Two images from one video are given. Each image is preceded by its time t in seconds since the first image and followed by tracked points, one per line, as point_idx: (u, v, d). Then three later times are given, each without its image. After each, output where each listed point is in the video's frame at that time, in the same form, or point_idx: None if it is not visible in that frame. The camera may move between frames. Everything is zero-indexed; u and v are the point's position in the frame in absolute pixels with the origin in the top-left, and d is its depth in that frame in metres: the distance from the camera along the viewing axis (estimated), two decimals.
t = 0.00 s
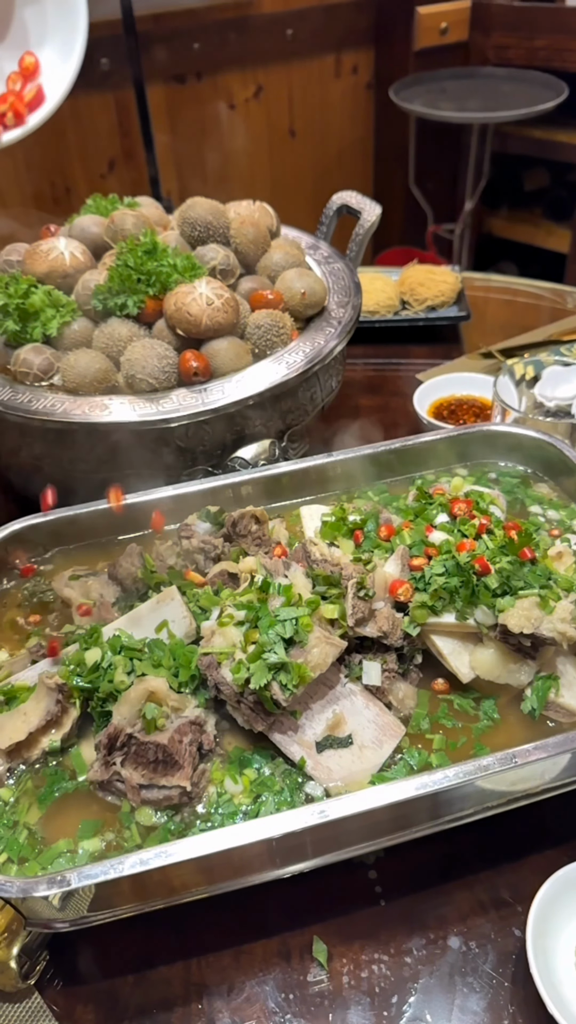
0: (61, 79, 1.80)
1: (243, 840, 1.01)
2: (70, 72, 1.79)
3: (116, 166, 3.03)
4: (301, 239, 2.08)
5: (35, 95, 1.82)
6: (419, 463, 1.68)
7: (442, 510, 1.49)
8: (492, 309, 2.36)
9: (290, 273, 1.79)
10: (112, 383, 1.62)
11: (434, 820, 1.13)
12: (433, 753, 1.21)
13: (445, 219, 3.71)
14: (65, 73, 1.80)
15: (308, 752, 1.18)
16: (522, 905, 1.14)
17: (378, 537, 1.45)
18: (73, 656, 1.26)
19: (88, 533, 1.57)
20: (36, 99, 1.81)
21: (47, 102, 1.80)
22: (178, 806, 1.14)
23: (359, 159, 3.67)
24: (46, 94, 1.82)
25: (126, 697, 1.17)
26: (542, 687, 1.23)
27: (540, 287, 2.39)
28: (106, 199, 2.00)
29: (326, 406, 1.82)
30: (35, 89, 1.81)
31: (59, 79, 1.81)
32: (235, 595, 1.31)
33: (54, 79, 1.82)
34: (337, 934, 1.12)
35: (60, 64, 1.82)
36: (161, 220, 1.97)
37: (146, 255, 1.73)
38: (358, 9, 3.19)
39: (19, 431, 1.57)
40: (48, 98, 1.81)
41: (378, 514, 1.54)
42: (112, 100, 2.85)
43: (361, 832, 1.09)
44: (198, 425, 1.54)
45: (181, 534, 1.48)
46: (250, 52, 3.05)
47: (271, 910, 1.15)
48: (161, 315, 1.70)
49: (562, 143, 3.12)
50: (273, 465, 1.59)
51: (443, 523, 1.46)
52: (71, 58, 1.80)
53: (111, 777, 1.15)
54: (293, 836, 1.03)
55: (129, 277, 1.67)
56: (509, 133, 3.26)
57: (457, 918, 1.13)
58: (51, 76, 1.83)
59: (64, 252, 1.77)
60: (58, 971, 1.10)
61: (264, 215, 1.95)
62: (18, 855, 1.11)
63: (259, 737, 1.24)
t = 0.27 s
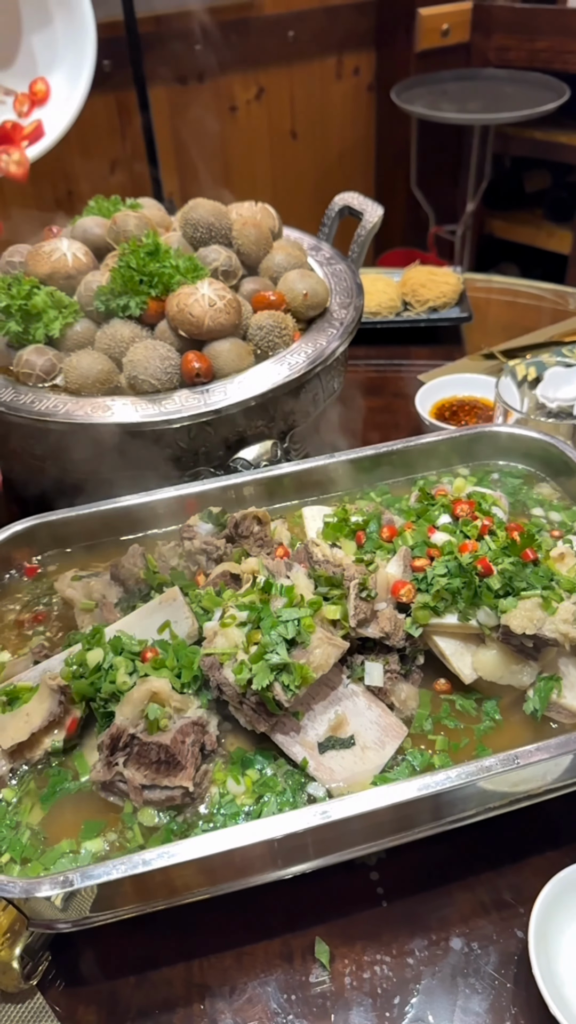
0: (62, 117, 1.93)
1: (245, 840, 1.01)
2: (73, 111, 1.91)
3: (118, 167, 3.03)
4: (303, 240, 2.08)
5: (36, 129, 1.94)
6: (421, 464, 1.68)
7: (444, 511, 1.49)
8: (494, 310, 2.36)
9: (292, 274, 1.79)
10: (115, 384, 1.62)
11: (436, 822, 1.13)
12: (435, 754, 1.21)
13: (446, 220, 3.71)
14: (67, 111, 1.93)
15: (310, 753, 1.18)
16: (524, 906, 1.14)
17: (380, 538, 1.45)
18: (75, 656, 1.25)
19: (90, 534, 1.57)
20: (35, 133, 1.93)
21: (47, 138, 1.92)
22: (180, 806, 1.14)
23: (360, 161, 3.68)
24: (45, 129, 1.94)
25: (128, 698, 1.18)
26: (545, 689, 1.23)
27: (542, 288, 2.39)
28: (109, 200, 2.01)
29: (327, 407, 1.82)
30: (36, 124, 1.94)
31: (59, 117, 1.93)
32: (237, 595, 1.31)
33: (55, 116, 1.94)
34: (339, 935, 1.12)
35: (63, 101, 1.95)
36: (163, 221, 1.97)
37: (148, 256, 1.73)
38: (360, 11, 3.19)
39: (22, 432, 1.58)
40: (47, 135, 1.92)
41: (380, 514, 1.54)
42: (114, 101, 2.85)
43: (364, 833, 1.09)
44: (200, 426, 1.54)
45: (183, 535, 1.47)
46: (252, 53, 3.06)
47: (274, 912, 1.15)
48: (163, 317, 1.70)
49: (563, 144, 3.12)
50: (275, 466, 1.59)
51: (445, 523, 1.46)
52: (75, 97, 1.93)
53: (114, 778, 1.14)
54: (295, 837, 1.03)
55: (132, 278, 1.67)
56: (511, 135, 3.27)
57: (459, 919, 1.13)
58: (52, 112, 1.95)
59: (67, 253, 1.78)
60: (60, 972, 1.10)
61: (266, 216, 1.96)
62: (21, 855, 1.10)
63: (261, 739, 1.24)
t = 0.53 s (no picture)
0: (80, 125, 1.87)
1: (248, 840, 1.01)
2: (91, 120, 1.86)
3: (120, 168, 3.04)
4: (306, 241, 2.08)
5: (52, 138, 1.87)
6: (424, 465, 1.68)
7: (447, 512, 1.49)
8: (495, 311, 2.36)
9: (294, 275, 1.80)
10: (117, 384, 1.63)
11: (438, 822, 1.13)
12: (438, 754, 1.21)
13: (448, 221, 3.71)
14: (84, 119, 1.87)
15: (313, 753, 1.19)
16: (526, 906, 1.14)
17: (383, 539, 1.45)
18: (78, 656, 1.26)
19: (93, 534, 1.57)
20: (52, 141, 1.87)
21: (62, 146, 1.86)
22: (183, 806, 1.14)
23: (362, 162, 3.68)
24: (61, 138, 1.88)
25: (131, 699, 1.18)
26: (547, 690, 1.23)
27: (544, 289, 2.39)
28: (111, 200, 2.01)
29: (330, 408, 1.82)
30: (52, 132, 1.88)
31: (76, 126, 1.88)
32: (239, 596, 1.31)
33: (72, 124, 1.89)
34: (342, 935, 1.12)
35: (80, 110, 1.89)
36: (166, 222, 1.98)
37: (151, 257, 1.73)
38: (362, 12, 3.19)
39: (25, 432, 1.58)
40: (63, 143, 1.86)
41: (382, 515, 1.54)
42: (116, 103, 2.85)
43: (367, 833, 1.09)
44: (202, 427, 1.54)
45: (185, 535, 1.47)
46: (254, 54, 3.06)
47: (276, 912, 1.15)
48: (166, 317, 1.71)
49: (566, 144, 3.12)
50: (277, 467, 1.59)
51: (447, 524, 1.46)
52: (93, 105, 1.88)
53: (116, 778, 1.15)
54: (298, 837, 1.03)
55: (134, 279, 1.67)
56: (513, 136, 3.27)
57: (461, 919, 1.13)
58: (69, 120, 1.89)
59: (69, 253, 1.78)
60: (63, 972, 1.10)
61: (268, 217, 1.96)
62: (24, 855, 1.11)
63: (264, 739, 1.24)
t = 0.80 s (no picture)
0: (111, 140, 1.93)
1: (250, 840, 1.01)
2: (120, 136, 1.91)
3: (121, 170, 3.02)
4: (308, 242, 2.09)
5: (85, 152, 1.94)
6: (425, 466, 1.68)
7: (449, 512, 1.49)
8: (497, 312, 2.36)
9: (296, 275, 1.80)
10: (119, 385, 1.63)
11: (440, 823, 1.13)
12: (440, 755, 1.21)
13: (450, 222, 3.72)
14: (115, 136, 1.93)
15: (315, 754, 1.18)
16: (528, 906, 1.13)
17: (385, 540, 1.45)
18: (80, 656, 1.25)
19: (95, 535, 1.57)
20: (85, 156, 1.93)
21: (95, 162, 1.92)
22: (185, 807, 1.14)
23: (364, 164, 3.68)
24: (95, 152, 1.94)
25: (133, 699, 1.18)
26: (549, 690, 1.23)
27: (545, 290, 2.39)
28: (113, 201, 2.01)
29: (332, 408, 1.82)
30: (86, 146, 1.94)
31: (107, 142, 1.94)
32: (242, 597, 1.31)
33: (104, 138, 1.94)
34: (344, 936, 1.12)
35: (110, 123, 1.94)
36: (168, 222, 1.98)
37: (153, 257, 1.74)
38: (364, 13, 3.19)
39: (27, 433, 1.58)
40: (97, 159, 1.93)
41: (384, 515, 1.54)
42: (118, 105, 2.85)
43: (369, 833, 1.09)
44: (204, 427, 1.54)
45: (187, 536, 1.47)
46: (256, 55, 3.06)
47: (278, 912, 1.15)
48: (168, 318, 1.71)
49: (567, 145, 3.12)
50: (279, 467, 1.59)
51: (450, 524, 1.46)
52: (124, 121, 1.92)
53: (118, 778, 1.15)
54: (300, 838, 1.03)
55: (137, 279, 1.68)
56: (514, 137, 3.27)
57: (463, 920, 1.13)
58: (101, 133, 1.95)
59: (72, 254, 1.78)
60: (65, 972, 1.10)
61: (270, 217, 1.96)
62: (26, 856, 1.11)
63: (266, 740, 1.24)
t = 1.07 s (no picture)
0: (161, 146, 1.91)
1: (253, 840, 1.01)
2: (172, 142, 1.89)
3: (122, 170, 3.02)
4: (310, 241, 2.09)
5: (136, 157, 1.93)
6: (427, 465, 1.68)
7: (451, 512, 1.49)
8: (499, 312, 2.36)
9: (298, 275, 1.80)
10: (122, 384, 1.64)
11: (442, 823, 1.13)
12: (443, 755, 1.21)
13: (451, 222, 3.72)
14: (166, 140, 1.91)
15: (317, 754, 1.18)
16: (531, 906, 1.13)
17: (387, 539, 1.45)
18: (82, 656, 1.26)
19: (97, 534, 1.57)
20: (135, 162, 1.93)
21: (146, 169, 1.92)
22: (187, 806, 1.14)
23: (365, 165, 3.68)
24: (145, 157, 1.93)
25: (136, 698, 1.17)
26: (552, 690, 1.23)
27: (547, 290, 2.39)
28: (115, 201, 2.01)
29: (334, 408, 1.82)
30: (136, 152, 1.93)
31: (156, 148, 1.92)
32: (244, 596, 1.31)
33: (154, 141, 1.93)
34: (346, 936, 1.12)
35: (159, 128, 1.93)
36: (169, 222, 1.98)
37: (155, 257, 1.73)
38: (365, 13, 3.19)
39: (28, 432, 1.58)
40: (147, 165, 1.92)
41: (387, 514, 1.54)
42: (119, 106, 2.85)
43: (371, 833, 1.09)
44: (207, 427, 1.54)
45: (189, 536, 1.47)
46: (257, 55, 3.06)
47: (280, 912, 1.15)
48: (170, 317, 1.71)
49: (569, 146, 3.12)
50: (281, 467, 1.59)
51: (452, 524, 1.46)
52: (173, 127, 1.90)
53: (121, 778, 1.15)
54: (302, 838, 1.03)
55: (139, 279, 1.68)
56: (515, 137, 3.27)
57: (466, 920, 1.12)
58: (150, 137, 1.94)
59: (74, 253, 1.78)
60: (66, 973, 1.10)
61: (272, 217, 1.96)
62: (29, 855, 1.11)
63: (268, 739, 1.24)
